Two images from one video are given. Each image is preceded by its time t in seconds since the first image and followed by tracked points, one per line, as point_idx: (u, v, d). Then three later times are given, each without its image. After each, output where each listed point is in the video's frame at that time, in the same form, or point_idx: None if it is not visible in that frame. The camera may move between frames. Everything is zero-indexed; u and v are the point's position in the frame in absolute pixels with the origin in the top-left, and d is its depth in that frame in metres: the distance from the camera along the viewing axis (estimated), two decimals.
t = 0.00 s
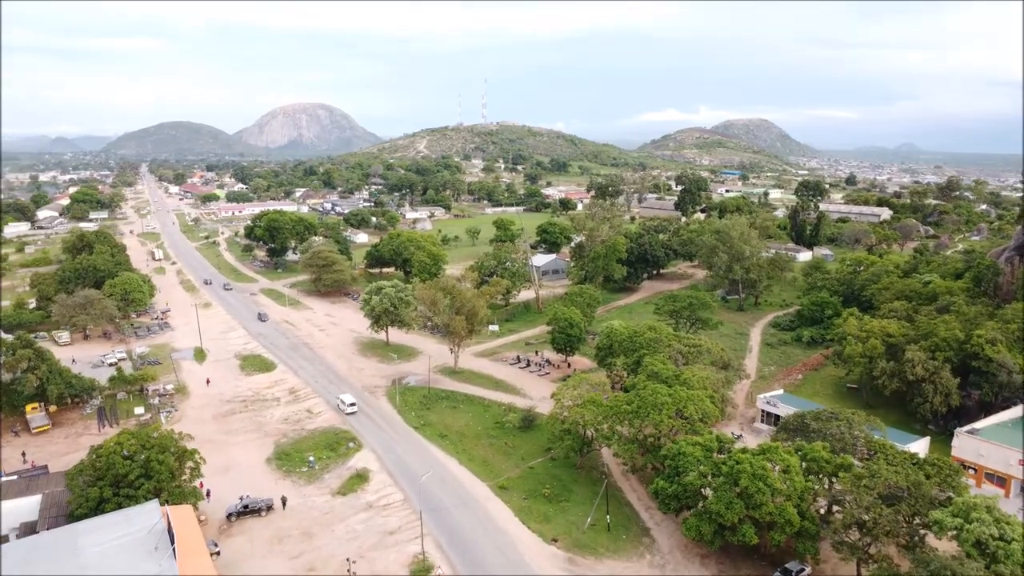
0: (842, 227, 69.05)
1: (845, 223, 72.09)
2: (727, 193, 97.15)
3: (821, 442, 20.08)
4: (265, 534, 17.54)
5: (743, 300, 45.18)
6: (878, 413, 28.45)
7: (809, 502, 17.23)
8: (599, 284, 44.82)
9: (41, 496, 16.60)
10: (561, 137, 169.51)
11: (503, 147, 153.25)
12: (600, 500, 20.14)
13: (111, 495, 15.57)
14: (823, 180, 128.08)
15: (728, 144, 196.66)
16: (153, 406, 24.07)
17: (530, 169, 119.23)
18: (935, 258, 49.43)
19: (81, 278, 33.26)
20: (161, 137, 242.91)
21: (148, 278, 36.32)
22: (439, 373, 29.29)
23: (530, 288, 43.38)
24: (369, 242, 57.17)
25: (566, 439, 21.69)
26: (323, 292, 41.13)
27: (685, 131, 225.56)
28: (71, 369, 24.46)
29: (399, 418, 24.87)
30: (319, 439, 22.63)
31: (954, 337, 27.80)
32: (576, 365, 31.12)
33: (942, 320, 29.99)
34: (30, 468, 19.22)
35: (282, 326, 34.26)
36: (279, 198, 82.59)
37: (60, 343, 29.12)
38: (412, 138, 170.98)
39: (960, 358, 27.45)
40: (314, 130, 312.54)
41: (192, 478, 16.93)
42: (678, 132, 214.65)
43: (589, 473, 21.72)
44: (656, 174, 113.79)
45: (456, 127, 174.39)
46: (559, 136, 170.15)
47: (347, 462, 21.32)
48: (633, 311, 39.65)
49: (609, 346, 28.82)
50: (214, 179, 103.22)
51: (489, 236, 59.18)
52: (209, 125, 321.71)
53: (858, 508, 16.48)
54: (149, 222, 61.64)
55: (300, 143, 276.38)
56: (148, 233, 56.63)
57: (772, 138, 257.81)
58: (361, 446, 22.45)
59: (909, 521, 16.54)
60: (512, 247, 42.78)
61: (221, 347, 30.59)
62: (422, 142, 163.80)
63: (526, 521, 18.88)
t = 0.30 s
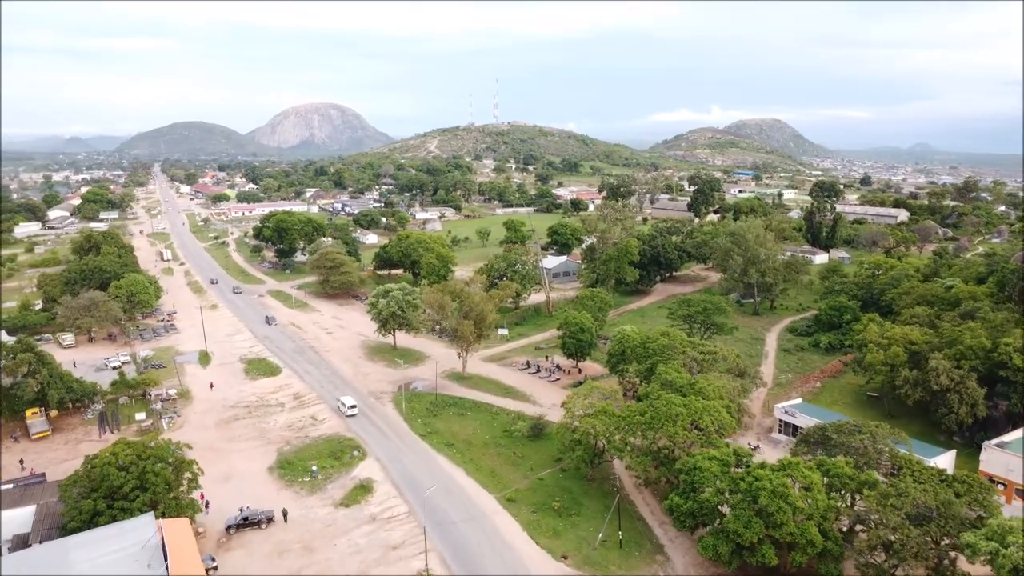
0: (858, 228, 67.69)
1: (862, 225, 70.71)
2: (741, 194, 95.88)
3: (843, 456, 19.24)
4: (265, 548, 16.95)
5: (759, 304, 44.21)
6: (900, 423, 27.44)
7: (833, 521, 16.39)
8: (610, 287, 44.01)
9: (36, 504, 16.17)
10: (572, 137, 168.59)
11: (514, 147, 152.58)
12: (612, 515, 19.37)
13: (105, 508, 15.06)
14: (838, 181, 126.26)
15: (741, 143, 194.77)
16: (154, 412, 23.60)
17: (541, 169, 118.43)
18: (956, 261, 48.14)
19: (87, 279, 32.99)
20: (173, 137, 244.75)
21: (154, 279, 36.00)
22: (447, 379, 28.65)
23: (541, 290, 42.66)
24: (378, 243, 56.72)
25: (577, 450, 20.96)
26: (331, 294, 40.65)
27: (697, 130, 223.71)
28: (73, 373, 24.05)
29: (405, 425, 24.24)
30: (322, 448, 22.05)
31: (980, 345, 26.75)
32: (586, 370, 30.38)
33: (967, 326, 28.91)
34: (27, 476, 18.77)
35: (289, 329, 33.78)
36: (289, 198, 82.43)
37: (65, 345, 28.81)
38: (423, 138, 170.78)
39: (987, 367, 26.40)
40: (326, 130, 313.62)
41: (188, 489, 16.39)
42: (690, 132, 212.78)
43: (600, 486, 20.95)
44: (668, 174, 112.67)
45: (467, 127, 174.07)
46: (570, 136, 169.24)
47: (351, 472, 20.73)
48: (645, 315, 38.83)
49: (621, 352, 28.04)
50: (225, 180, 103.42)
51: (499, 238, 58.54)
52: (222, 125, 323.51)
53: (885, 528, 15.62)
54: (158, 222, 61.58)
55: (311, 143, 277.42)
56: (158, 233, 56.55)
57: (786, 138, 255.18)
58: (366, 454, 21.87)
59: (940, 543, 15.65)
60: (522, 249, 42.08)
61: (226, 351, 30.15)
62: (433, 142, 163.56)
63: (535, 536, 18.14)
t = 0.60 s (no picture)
0: (876, 230, 66.36)
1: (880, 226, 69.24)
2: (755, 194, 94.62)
3: (867, 471, 18.36)
4: (263, 563, 16.35)
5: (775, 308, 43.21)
6: (924, 435, 26.42)
7: (858, 542, 15.56)
8: (622, 290, 43.21)
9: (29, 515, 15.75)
10: (584, 137, 167.66)
11: (525, 147, 151.96)
12: (624, 531, 18.58)
13: (98, 522, 14.52)
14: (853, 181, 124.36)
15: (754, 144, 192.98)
16: (156, 417, 23.15)
17: (552, 170, 117.69)
18: (978, 264, 46.84)
19: (93, 281, 32.68)
20: (187, 137, 246.72)
21: (161, 281, 35.70)
22: (454, 384, 27.99)
23: (552, 293, 41.90)
24: (387, 244, 56.26)
25: (588, 462, 20.23)
26: (338, 296, 40.14)
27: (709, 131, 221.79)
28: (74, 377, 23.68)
29: (410, 433, 23.61)
30: (325, 457, 21.48)
31: (1009, 354, 25.67)
32: (597, 376, 29.61)
33: (994, 334, 27.80)
34: (24, 484, 18.37)
35: (295, 332, 33.30)
36: (299, 198, 82.29)
37: (69, 348, 28.51)
38: (434, 138, 170.54)
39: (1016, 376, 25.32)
40: (338, 131, 314.98)
41: (185, 501, 15.84)
42: (703, 132, 211.00)
43: (612, 500, 20.17)
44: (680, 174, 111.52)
45: (478, 127, 173.72)
46: (581, 136, 168.29)
47: (354, 483, 20.12)
48: (658, 319, 38.01)
49: (634, 359, 27.23)
50: (237, 180, 103.67)
51: (510, 239, 57.87)
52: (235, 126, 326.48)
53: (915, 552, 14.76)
54: (169, 222, 61.58)
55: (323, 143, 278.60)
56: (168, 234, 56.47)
57: (799, 138, 252.61)
58: (370, 464, 21.26)
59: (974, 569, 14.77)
60: (533, 251, 41.36)
61: (231, 354, 29.70)
62: (444, 142, 163.33)
63: (544, 552, 17.40)
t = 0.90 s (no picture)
0: (894, 232, 64.97)
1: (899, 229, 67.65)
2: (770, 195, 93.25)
3: (893, 488, 17.43)
4: None
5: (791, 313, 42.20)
6: (949, 447, 25.40)
7: (885, 566, 14.70)
8: (634, 293, 42.36)
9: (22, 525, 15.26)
10: (595, 137, 166.60)
11: (536, 147, 151.21)
12: (636, 547, 17.83)
13: (90, 537, 13.96)
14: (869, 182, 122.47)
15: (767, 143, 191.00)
16: (158, 423, 22.70)
17: (563, 170, 116.86)
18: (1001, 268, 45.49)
19: (99, 282, 32.36)
20: (200, 137, 248.51)
21: (167, 282, 35.37)
22: (462, 391, 27.34)
23: (563, 296, 41.17)
24: (397, 245, 55.83)
25: (599, 475, 19.49)
26: (346, 298, 39.64)
27: (722, 131, 219.79)
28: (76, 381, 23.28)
29: (416, 441, 22.98)
30: (329, 466, 20.89)
31: None
32: (609, 383, 28.85)
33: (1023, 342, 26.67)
34: (20, 492, 17.94)
35: (302, 335, 32.81)
36: (309, 199, 82.10)
37: (73, 350, 28.18)
38: (445, 138, 170.29)
39: None
40: (350, 131, 315.95)
41: (181, 514, 15.28)
42: (716, 132, 209.08)
43: (624, 514, 19.42)
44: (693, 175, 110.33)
45: (490, 128, 173.19)
46: (593, 136, 167.24)
47: (358, 494, 19.52)
48: (672, 324, 37.19)
49: (646, 365, 26.43)
50: (248, 179, 103.86)
51: (521, 240, 57.21)
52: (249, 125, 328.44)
53: None
54: (179, 223, 61.52)
55: (335, 143, 279.50)
56: (178, 234, 56.33)
57: (813, 138, 250.05)
58: (374, 474, 20.66)
59: None
60: (544, 253, 40.65)
61: (236, 358, 29.26)
62: (455, 142, 163.00)
63: (553, 570, 16.67)
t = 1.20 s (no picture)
0: (913, 234, 63.54)
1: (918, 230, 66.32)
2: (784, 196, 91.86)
3: (921, 508, 16.60)
4: None
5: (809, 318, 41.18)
6: (975, 461, 24.37)
7: None
8: (648, 296, 41.53)
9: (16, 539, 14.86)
10: (607, 137, 165.49)
11: (548, 147, 150.43)
12: (649, 566, 17.07)
13: (81, 553, 13.45)
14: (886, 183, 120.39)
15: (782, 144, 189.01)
16: (159, 430, 22.27)
17: (574, 170, 116.02)
18: None
19: (105, 283, 32.06)
20: (213, 137, 250.25)
21: (174, 283, 35.04)
22: (470, 397, 26.69)
23: (574, 300, 40.41)
24: (407, 246, 55.35)
25: (609, 488, 18.74)
26: (354, 301, 39.13)
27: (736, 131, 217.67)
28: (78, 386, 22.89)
29: (422, 450, 22.35)
30: (332, 476, 20.32)
31: None
32: (621, 390, 28.07)
33: None
34: (17, 501, 17.53)
35: (309, 338, 32.33)
36: (320, 199, 81.90)
37: (77, 353, 27.88)
38: (457, 138, 169.89)
39: None
40: (362, 131, 316.90)
41: (178, 528, 14.77)
42: (729, 132, 207.04)
43: (636, 530, 18.67)
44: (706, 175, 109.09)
45: (502, 128, 172.62)
46: (605, 136, 166.17)
47: (362, 505, 18.94)
48: (686, 329, 36.34)
49: (660, 373, 25.61)
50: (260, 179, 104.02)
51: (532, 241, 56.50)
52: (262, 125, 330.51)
53: None
54: (190, 223, 61.44)
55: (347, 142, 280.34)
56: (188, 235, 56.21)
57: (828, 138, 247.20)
58: (379, 484, 20.07)
59: None
60: (555, 255, 39.92)
61: (242, 361, 28.81)
62: (467, 142, 162.64)
63: None
